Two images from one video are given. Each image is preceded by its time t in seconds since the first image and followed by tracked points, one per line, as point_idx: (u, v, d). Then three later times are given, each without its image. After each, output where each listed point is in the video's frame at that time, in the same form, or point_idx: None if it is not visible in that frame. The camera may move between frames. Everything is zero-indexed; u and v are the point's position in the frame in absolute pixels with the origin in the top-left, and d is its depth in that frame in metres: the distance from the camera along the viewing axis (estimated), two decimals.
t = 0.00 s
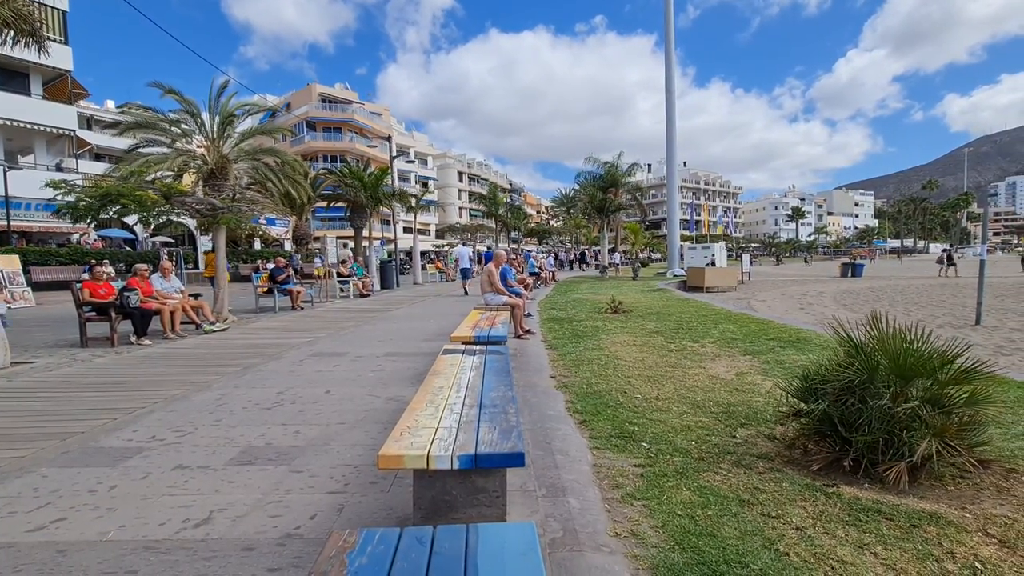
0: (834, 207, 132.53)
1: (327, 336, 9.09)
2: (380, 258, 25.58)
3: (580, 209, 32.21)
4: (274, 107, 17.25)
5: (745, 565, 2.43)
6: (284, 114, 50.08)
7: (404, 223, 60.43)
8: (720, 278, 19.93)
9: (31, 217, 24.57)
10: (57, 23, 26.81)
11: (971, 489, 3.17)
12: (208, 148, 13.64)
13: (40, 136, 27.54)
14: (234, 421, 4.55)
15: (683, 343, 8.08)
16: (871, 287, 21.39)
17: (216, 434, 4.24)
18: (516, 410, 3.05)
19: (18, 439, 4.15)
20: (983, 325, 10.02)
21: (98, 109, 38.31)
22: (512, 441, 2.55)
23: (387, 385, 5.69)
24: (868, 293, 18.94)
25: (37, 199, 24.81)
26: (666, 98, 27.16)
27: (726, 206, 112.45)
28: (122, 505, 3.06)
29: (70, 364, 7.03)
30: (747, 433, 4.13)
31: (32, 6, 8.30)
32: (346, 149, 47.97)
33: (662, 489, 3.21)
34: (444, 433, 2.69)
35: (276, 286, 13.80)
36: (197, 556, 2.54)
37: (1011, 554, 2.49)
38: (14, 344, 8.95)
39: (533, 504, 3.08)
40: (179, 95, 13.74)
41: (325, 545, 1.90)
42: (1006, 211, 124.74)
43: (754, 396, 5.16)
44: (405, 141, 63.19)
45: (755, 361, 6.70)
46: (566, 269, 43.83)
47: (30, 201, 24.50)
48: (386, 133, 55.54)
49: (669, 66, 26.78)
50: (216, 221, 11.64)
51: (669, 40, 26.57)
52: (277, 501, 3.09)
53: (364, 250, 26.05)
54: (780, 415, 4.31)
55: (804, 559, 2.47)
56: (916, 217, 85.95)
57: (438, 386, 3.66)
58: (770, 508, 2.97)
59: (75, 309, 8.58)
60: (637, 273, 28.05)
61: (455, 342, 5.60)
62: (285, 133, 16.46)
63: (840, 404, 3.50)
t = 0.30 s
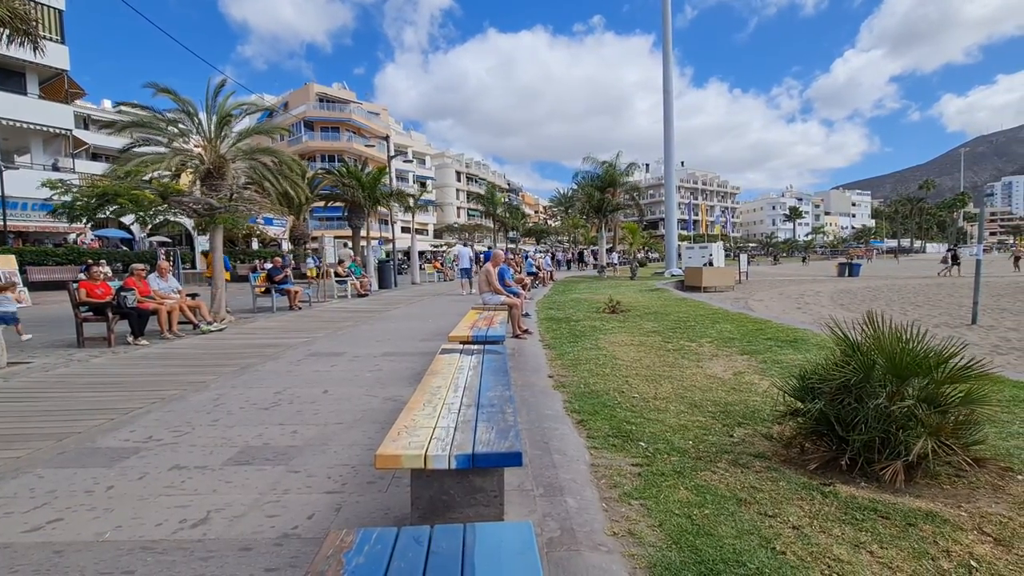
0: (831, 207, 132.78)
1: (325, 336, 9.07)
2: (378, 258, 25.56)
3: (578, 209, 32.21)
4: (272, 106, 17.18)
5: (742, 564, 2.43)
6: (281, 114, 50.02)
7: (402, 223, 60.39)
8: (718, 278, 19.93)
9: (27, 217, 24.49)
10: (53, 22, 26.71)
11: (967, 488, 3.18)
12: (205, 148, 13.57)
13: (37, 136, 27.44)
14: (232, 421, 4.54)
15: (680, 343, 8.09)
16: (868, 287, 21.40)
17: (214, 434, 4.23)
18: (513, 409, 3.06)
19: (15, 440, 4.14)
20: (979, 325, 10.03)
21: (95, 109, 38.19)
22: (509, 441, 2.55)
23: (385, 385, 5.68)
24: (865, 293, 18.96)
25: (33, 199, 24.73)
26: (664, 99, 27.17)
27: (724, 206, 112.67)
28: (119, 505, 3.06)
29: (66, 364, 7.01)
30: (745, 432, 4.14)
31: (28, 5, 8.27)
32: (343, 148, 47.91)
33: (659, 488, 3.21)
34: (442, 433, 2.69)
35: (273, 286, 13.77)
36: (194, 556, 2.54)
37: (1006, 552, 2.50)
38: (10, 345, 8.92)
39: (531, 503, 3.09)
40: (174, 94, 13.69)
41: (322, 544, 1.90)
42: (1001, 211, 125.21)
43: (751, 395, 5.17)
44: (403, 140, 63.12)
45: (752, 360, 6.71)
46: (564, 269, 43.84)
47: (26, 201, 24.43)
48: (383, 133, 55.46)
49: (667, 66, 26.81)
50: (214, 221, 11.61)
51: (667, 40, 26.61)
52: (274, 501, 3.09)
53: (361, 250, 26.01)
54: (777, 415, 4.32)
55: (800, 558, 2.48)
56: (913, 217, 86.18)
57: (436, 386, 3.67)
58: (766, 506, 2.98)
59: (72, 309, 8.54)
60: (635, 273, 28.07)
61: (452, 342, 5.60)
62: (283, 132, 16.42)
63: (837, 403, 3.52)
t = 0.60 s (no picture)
0: (829, 206, 132.95)
1: (323, 336, 9.06)
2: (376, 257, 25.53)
3: (576, 209, 32.22)
4: (269, 105, 17.18)
5: (739, 562, 2.44)
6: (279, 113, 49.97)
7: (400, 222, 60.36)
8: (716, 278, 19.95)
9: (24, 216, 24.43)
10: (50, 21, 26.64)
11: (964, 486, 3.20)
12: (201, 147, 13.61)
13: (33, 135, 27.38)
14: (229, 421, 4.53)
15: (678, 342, 8.10)
16: (866, 286, 21.43)
17: (211, 433, 4.23)
18: (511, 408, 3.06)
19: (11, 440, 4.13)
20: (976, 324, 10.06)
21: (91, 108, 38.10)
22: (507, 440, 2.55)
23: (383, 385, 5.68)
24: (863, 292, 19.00)
25: (30, 198, 24.66)
26: (662, 98, 27.16)
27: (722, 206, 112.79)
28: (116, 505, 3.06)
29: (63, 364, 7.00)
30: (743, 431, 4.15)
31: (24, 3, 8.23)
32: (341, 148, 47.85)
33: (657, 487, 3.22)
34: (440, 432, 2.68)
35: (271, 286, 13.74)
36: (192, 556, 2.53)
37: (1003, 550, 2.51)
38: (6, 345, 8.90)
39: (529, 502, 3.09)
40: (171, 94, 13.67)
41: (320, 544, 1.90)
42: (998, 211, 125.51)
43: (749, 395, 5.17)
44: (401, 140, 63.08)
45: (750, 360, 6.73)
46: (562, 268, 43.87)
47: (23, 200, 24.36)
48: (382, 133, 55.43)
49: (665, 66, 26.81)
50: (211, 219, 11.42)
51: (665, 40, 26.61)
52: (272, 501, 3.09)
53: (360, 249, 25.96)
54: (774, 414, 4.33)
55: (798, 556, 2.48)
56: (910, 217, 86.42)
57: (434, 385, 3.67)
58: (764, 505, 2.98)
59: (69, 308, 8.51)
60: (633, 273, 28.09)
61: (451, 341, 5.59)
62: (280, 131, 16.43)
63: (834, 402, 3.52)
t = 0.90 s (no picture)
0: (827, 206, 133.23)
1: (320, 335, 9.04)
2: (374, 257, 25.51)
3: (574, 208, 32.24)
4: (267, 104, 17.17)
5: (737, 562, 2.44)
6: (277, 112, 49.91)
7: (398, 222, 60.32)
8: (713, 277, 19.98)
9: (20, 215, 24.34)
10: (46, 19, 26.54)
11: (960, 486, 3.21)
12: (200, 146, 13.49)
13: (30, 134, 27.29)
14: (226, 420, 4.51)
15: (676, 342, 8.12)
16: (863, 286, 21.48)
17: (208, 433, 4.22)
18: (509, 408, 3.06)
19: (7, 439, 4.12)
20: (973, 324, 10.09)
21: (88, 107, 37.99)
22: (504, 440, 2.55)
23: (381, 384, 5.67)
24: (860, 292, 19.05)
25: (26, 197, 24.58)
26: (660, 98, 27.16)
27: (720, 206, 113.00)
28: (112, 505, 3.04)
29: (60, 363, 6.98)
30: (740, 431, 4.15)
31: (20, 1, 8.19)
32: (339, 147, 47.79)
33: (655, 487, 3.22)
34: (438, 431, 2.69)
35: (269, 285, 13.74)
36: (189, 556, 2.53)
37: (998, 549, 2.52)
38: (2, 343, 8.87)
39: (526, 502, 3.09)
40: (167, 92, 13.62)
41: (317, 543, 1.89)
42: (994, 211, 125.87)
43: (747, 394, 5.17)
44: (399, 139, 63.03)
45: (747, 359, 6.75)
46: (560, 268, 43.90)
47: (19, 199, 24.28)
48: (380, 132, 55.37)
49: (663, 66, 26.82)
50: (209, 219, 11.43)
51: (663, 40, 26.63)
52: (269, 501, 3.08)
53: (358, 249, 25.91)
54: (771, 413, 4.33)
55: (795, 556, 2.48)
56: (907, 217, 86.69)
57: (432, 385, 3.66)
58: (762, 505, 2.99)
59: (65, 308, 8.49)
60: (631, 273, 28.13)
61: (448, 341, 5.60)
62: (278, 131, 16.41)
63: (832, 402, 3.52)
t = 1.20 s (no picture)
0: (825, 207, 133.51)
1: (319, 335, 9.04)
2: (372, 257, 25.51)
3: (573, 208, 32.25)
4: (266, 104, 17.14)
5: (734, 561, 2.45)
6: (276, 112, 49.89)
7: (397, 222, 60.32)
8: (712, 277, 20.02)
9: (18, 214, 24.28)
10: (44, 18, 26.48)
11: (956, 486, 3.22)
12: (198, 146, 13.50)
13: (27, 133, 27.24)
14: (224, 420, 4.51)
15: (675, 342, 8.14)
16: (861, 287, 21.54)
17: (207, 433, 4.22)
18: (508, 408, 3.06)
19: (5, 439, 4.11)
20: (970, 324, 10.14)
21: (86, 106, 37.91)
22: (503, 440, 2.55)
23: (380, 384, 5.67)
24: (857, 292, 19.12)
25: (24, 196, 24.52)
26: (659, 99, 27.19)
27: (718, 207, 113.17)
28: (110, 505, 3.04)
29: (58, 363, 6.97)
30: (738, 431, 4.16)
31: None
32: (338, 147, 47.76)
33: (653, 486, 3.23)
34: (437, 431, 2.69)
35: (267, 284, 13.73)
36: (187, 556, 2.53)
37: (994, 548, 2.53)
38: None
39: (525, 502, 3.10)
40: (165, 91, 13.59)
41: (315, 543, 1.89)
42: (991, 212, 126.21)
43: (745, 395, 5.19)
44: (398, 139, 63.04)
45: (746, 359, 6.77)
46: (559, 268, 43.94)
47: (17, 198, 24.22)
48: (378, 132, 55.35)
49: (662, 67, 26.86)
50: (207, 219, 11.49)
51: (662, 41, 26.67)
52: (267, 500, 3.08)
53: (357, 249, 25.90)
54: (770, 414, 4.34)
55: (793, 555, 2.49)
56: (904, 218, 86.96)
57: (430, 385, 3.67)
58: (759, 505, 2.99)
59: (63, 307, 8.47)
60: (630, 273, 28.16)
61: (447, 341, 5.61)
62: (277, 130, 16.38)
63: (828, 402, 3.54)
